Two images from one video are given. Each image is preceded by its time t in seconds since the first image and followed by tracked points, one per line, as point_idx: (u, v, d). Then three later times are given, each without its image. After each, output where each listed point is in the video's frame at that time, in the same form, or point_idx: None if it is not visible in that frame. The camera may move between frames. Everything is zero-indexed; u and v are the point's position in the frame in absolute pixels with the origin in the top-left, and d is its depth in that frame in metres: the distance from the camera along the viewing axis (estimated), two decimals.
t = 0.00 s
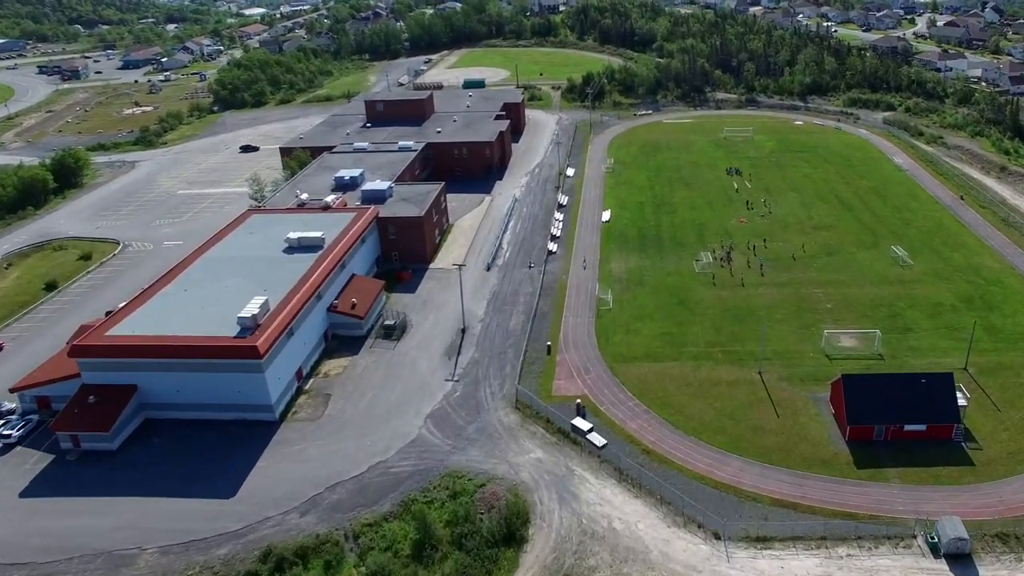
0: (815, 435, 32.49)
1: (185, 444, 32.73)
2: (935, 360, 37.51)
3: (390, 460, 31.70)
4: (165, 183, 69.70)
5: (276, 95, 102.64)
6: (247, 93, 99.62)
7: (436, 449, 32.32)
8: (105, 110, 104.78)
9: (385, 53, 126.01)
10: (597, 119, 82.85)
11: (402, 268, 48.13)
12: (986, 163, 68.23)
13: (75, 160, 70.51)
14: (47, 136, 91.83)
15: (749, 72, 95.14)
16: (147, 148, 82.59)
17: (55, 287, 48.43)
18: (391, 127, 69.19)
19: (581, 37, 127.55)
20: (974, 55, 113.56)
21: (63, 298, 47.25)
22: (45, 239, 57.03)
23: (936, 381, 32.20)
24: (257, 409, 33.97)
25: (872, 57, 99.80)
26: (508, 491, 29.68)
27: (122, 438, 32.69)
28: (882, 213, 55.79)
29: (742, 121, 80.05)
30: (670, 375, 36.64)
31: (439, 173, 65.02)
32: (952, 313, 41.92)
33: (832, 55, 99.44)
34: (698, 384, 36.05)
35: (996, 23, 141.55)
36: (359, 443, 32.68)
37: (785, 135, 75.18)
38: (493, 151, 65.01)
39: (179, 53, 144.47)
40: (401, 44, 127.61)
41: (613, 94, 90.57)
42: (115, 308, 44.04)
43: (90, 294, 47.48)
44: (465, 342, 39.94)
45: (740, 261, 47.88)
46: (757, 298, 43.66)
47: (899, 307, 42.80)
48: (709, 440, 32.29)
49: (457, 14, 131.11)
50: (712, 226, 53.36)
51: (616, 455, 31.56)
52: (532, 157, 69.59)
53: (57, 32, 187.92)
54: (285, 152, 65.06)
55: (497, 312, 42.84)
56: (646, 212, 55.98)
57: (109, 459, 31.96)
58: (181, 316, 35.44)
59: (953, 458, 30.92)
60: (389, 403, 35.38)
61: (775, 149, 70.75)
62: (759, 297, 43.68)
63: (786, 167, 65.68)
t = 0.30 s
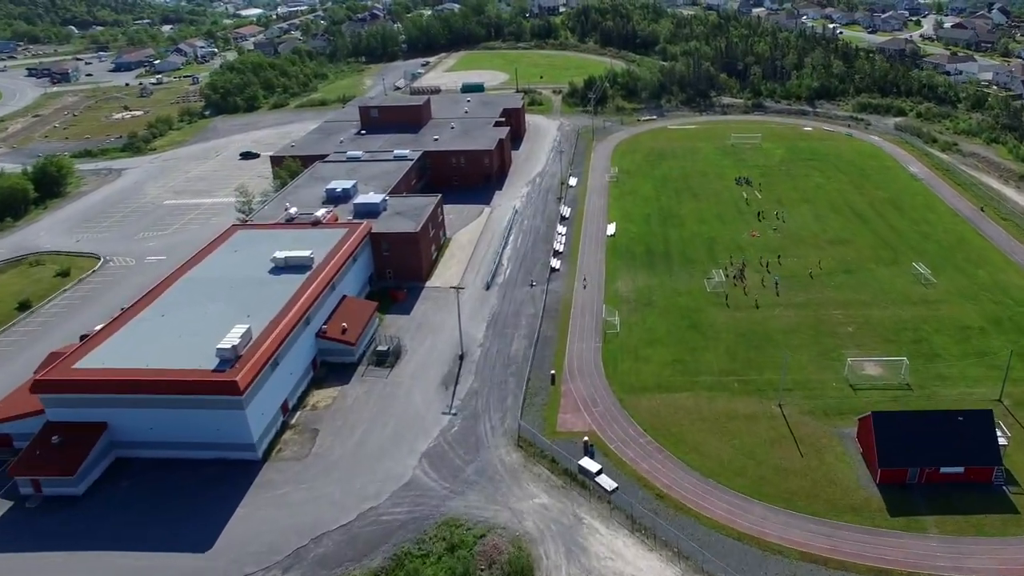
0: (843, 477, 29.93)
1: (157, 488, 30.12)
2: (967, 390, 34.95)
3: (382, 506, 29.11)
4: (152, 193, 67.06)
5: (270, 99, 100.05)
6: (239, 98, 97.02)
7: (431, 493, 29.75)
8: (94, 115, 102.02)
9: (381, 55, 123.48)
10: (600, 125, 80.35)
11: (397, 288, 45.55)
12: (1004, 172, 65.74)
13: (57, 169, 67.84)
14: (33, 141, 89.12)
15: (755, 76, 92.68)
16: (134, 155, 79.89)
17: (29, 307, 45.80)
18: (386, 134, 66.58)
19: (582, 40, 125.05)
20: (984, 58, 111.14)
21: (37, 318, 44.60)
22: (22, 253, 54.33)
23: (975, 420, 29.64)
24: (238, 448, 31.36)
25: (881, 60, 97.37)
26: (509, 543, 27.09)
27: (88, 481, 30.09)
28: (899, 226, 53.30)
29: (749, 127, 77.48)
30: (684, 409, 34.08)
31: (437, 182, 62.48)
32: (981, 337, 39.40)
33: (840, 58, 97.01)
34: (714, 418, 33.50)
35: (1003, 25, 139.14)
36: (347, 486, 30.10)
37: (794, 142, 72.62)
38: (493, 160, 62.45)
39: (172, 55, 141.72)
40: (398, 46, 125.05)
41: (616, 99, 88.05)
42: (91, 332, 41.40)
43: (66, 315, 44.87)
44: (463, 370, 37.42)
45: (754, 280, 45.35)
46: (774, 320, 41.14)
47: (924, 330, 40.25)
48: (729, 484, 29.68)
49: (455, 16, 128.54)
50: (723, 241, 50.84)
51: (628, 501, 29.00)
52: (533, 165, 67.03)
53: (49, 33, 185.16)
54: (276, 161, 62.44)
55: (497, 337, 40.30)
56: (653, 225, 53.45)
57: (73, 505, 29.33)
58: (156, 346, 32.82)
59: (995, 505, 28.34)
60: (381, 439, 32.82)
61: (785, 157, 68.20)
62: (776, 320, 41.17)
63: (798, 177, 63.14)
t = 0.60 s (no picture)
0: (875, 526, 27.46)
1: (126, 540, 27.52)
2: (1004, 423, 32.47)
3: (373, 560, 26.59)
4: (137, 203, 64.44)
5: (263, 103, 97.48)
6: (231, 102, 94.40)
7: (427, 544, 27.24)
8: (82, 119, 99.31)
9: (377, 58, 120.96)
10: (602, 131, 77.87)
11: (391, 309, 43.04)
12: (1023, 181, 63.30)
13: (39, 178, 65.17)
14: (18, 147, 86.43)
15: (761, 80, 90.24)
16: (120, 162, 77.23)
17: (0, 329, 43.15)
18: (381, 142, 64.02)
19: (582, 41, 122.54)
20: (993, 60, 108.77)
21: (8, 342, 41.97)
22: None
23: (1019, 464, 27.22)
24: (217, 493, 28.80)
25: (889, 63, 94.99)
26: None
27: (49, 534, 27.47)
28: (918, 240, 50.88)
29: (757, 133, 75.00)
30: (699, 447, 31.63)
31: (433, 193, 59.96)
32: (1013, 362, 36.92)
33: (847, 61, 94.61)
34: (733, 457, 31.05)
35: (1010, 26, 136.84)
36: (335, 537, 27.55)
37: (804, 149, 70.14)
38: (492, 169, 59.95)
39: (164, 58, 138.96)
40: (394, 48, 122.55)
41: (618, 103, 85.59)
42: (64, 359, 38.76)
43: (40, 338, 42.22)
44: (462, 402, 34.93)
45: (768, 300, 42.90)
46: (792, 345, 38.69)
47: (952, 355, 37.72)
48: (752, 534, 27.19)
49: (453, 18, 126.04)
50: (734, 257, 48.38)
51: (642, 554, 26.48)
52: (534, 174, 64.52)
53: (40, 35, 182.43)
54: (266, 170, 59.82)
55: (498, 363, 37.81)
56: (660, 239, 51.00)
57: (31, 561, 26.69)
58: (128, 380, 30.21)
59: None
60: (373, 481, 30.30)
61: (795, 165, 65.71)
62: (794, 345, 38.73)
63: (809, 187, 60.67)
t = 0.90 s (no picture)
0: None
1: None
2: None
3: None
4: (123, 213, 62.01)
5: (257, 108, 95.04)
6: (224, 106, 91.95)
7: None
8: (72, 124, 96.84)
9: (375, 61, 118.54)
10: (606, 137, 75.42)
11: (386, 333, 40.65)
12: None
13: (21, 188, 62.71)
14: (5, 154, 83.99)
15: (768, 84, 87.82)
16: (109, 170, 74.77)
17: None
18: (377, 151, 61.59)
19: (584, 44, 120.10)
20: (1004, 63, 106.34)
21: None
22: None
23: None
24: (194, 545, 26.37)
25: (900, 67, 92.57)
26: None
27: None
28: (939, 255, 48.35)
29: (766, 140, 72.56)
30: (718, 490, 29.19)
31: (431, 204, 57.55)
32: None
33: (857, 64, 92.17)
34: (755, 502, 28.60)
35: (1020, 27, 134.44)
36: None
37: (816, 157, 67.69)
38: (493, 179, 57.52)
39: (158, 60, 136.48)
40: (392, 51, 120.14)
41: (622, 108, 83.17)
42: (37, 388, 36.32)
43: (13, 364, 39.79)
44: (461, 438, 32.52)
45: (786, 323, 40.45)
46: (813, 373, 36.23)
47: (985, 384, 35.21)
48: None
49: (452, 20, 123.59)
50: (748, 274, 45.94)
51: None
52: (536, 184, 62.15)
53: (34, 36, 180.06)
54: (257, 181, 57.41)
55: (500, 394, 35.39)
56: (669, 255, 48.56)
57: None
58: (98, 420, 27.80)
59: None
60: (365, 529, 27.88)
61: (807, 174, 63.20)
62: (815, 373, 36.27)
63: (823, 197, 58.17)
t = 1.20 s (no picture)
0: None
1: None
2: None
3: None
4: (109, 225, 59.75)
5: (251, 113, 92.81)
6: (217, 111, 89.74)
7: None
8: (61, 129, 94.57)
9: (372, 64, 116.35)
10: (609, 144, 73.19)
11: (380, 358, 38.42)
12: None
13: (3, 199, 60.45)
14: None
15: (775, 89, 85.61)
16: (96, 178, 72.44)
17: None
18: (373, 160, 59.34)
19: (586, 46, 117.89)
20: (1014, 66, 104.07)
21: None
22: None
23: None
24: None
25: (909, 71, 90.38)
26: None
27: None
28: (961, 272, 46.00)
29: (774, 148, 70.36)
30: (738, 537, 26.94)
31: (429, 216, 55.33)
32: None
33: (865, 68, 89.95)
34: (778, 552, 26.35)
35: None
36: None
37: (827, 165, 65.44)
38: (492, 190, 55.29)
39: (153, 63, 134.20)
40: (390, 54, 117.96)
41: (625, 114, 80.98)
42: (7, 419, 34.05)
43: None
44: (460, 478, 30.28)
45: (803, 348, 38.21)
46: (835, 403, 33.99)
47: (1019, 416, 32.87)
48: None
49: (451, 23, 121.38)
50: (761, 292, 43.68)
51: None
52: (537, 195, 59.90)
53: (28, 38, 177.91)
54: (247, 192, 55.18)
55: (501, 427, 33.12)
56: (679, 272, 46.29)
57: None
58: (63, 464, 25.49)
59: None
60: None
61: (819, 184, 60.95)
62: (837, 403, 34.03)
63: (836, 209, 55.89)
